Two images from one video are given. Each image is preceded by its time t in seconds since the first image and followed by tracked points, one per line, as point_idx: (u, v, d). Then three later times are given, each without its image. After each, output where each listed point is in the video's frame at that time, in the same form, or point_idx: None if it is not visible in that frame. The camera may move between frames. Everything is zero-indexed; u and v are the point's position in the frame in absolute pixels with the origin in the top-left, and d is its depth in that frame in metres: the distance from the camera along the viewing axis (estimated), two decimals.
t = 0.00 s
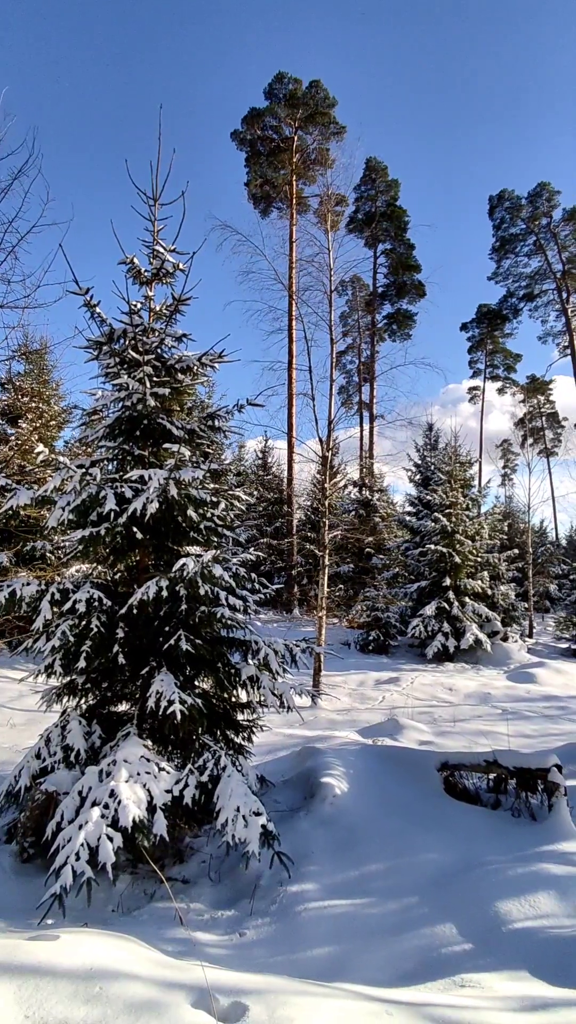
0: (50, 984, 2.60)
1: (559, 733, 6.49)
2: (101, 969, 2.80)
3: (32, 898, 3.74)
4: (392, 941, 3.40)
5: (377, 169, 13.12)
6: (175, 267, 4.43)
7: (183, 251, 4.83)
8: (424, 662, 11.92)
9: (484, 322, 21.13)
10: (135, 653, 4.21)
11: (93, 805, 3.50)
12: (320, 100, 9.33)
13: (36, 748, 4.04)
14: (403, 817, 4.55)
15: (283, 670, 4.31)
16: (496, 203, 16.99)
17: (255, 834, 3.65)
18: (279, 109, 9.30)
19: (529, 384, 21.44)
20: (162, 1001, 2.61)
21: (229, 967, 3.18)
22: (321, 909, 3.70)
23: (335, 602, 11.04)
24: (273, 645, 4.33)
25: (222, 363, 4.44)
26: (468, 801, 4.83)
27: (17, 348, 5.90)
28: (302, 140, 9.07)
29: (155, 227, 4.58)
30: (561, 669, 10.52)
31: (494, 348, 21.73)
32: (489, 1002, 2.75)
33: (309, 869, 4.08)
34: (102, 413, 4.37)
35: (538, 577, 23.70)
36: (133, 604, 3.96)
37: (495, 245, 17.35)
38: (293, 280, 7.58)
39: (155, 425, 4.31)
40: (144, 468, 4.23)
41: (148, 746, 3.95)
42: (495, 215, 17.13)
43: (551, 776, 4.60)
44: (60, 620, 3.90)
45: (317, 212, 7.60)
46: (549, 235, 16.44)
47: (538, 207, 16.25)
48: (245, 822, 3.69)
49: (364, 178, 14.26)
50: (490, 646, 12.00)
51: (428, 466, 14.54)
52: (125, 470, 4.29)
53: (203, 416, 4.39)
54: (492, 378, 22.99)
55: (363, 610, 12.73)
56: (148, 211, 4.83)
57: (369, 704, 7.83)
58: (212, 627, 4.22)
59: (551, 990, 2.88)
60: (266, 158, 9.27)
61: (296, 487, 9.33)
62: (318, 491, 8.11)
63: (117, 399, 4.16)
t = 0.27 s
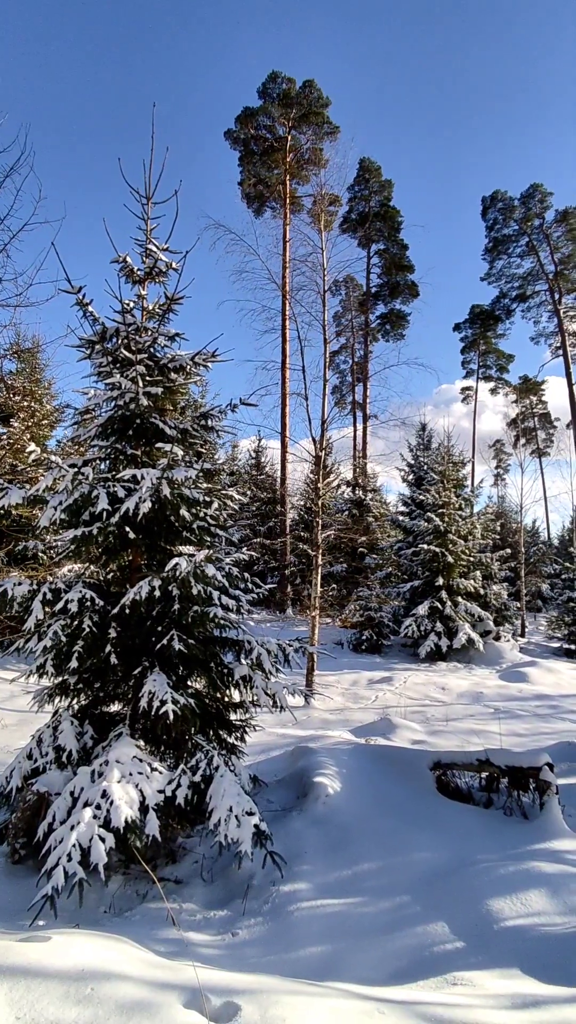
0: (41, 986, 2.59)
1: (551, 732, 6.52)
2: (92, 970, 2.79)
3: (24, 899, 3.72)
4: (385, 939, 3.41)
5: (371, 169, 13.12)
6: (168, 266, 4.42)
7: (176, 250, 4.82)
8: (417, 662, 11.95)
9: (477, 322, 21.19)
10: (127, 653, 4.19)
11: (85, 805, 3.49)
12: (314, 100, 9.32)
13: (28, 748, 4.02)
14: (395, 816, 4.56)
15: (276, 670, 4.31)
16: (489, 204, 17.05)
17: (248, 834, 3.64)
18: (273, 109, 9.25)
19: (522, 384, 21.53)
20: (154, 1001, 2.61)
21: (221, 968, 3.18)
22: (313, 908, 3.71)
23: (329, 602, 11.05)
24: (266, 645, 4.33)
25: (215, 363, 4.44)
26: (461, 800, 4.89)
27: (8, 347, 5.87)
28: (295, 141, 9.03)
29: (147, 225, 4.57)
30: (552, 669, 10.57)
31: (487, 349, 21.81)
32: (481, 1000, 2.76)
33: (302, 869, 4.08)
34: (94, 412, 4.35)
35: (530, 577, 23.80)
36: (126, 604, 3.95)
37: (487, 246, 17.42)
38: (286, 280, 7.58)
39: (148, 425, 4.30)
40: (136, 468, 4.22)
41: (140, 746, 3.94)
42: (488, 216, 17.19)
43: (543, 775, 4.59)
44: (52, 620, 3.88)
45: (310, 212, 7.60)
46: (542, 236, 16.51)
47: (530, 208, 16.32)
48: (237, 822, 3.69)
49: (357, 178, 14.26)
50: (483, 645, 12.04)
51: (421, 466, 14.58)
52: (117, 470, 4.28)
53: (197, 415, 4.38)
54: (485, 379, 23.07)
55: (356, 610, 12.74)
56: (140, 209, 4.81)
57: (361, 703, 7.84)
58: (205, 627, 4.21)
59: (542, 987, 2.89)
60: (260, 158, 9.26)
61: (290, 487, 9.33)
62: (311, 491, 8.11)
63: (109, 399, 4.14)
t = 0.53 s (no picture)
0: (32, 987, 2.58)
1: (542, 730, 6.56)
2: (84, 972, 2.78)
3: (15, 901, 3.71)
4: (377, 938, 3.41)
5: (364, 169, 13.11)
6: (161, 265, 4.41)
7: (169, 250, 4.80)
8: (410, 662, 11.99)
9: (469, 322, 21.26)
10: (119, 653, 4.18)
11: (77, 806, 3.48)
12: (307, 100, 9.32)
13: (19, 748, 4.00)
14: (388, 815, 4.57)
15: (268, 670, 4.31)
16: (482, 205, 17.12)
17: (240, 834, 3.64)
18: (266, 108, 9.23)
19: (514, 385, 21.63)
20: (145, 1002, 2.60)
21: (213, 968, 3.17)
22: (306, 907, 3.71)
23: (322, 602, 11.05)
24: (259, 645, 4.33)
25: (209, 363, 4.43)
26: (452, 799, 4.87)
27: None
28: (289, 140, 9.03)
29: (140, 224, 4.56)
30: (544, 668, 10.63)
31: (479, 349, 21.89)
32: (473, 998, 2.77)
33: (294, 868, 4.08)
34: (86, 412, 4.34)
35: (522, 577, 23.91)
36: (118, 604, 3.93)
37: (480, 247, 17.48)
38: (279, 280, 7.57)
39: (141, 424, 4.29)
40: (128, 467, 4.21)
41: (132, 746, 3.93)
42: (481, 217, 17.25)
43: (534, 773, 4.63)
44: (44, 620, 3.86)
45: (304, 212, 7.60)
46: (534, 238, 16.59)
47: (523, 210, 16.39)
48: (230, 822, 3.68)
49: (351, 178, 14.26)
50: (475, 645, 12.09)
51: (414, 466, 14.61)
52: (109, 470, 4.26)
53: (190, 415, 4.37)
54: (478, 379, 23.16)
55: (349, 610, 12.75)
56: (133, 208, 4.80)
57: (354, 703, 7.86)
58: (198, 627, 4.21)
59: (533, 986, 2.90)
60: (253, 157, 9.24)
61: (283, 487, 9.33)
62: (304, 491, 8.11)
63: (101, 398, 4.13)
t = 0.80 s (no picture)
0: (23, 989, 2.57)
1: (534, 729, 6.60)
2: (75, 973, 2.77)
3: (6, 902, 3.69)
4: (369, 937, 3.42)
5: (358, 170, 13.11)
6: (154, 263, 4.39)
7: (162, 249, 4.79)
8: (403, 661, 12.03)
9: (462, 323, 21.34)
10: (112, 653, 4.16)
11: (69, 806, 3.47)
12: (301, 99, 9.32)
13: (10, 749, 3.98)
14: (379, 814, 4.58)
15: (261, 670, 4.30)
16: (475, 207, 17.18)
17: (233, 834, 3.64)
18: (259, 108, 9.20)
19: (507, 385, 21.73)
20: (137, 1002, 2.60)
21: (205, 967, 3.17)
22: (298, 907, 3.71)
23: (315, 602, 11.06)
24: (252, 645, 4.32)
25: (202, 361, 4.42)
26: (445, 798, 4.92)
27: None
28: (282, 140, 9.04)
29: (133, 222, 4.54)
30: (535, 667, 10.70)
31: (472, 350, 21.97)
32: (464, 996, 2.78)
33: (287, 868, 4.08)
34: (79, 411, 4.32)
35: (514, 577, 24.02)
36: (110, 604, 3.92)
37: (473, 248, 17.55)
38: (272, 280, 7.57)
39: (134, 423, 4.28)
40: (121, 467, 4.20)
41: (124, 746, 3.92)
42: (474, 218, 17.32)
43: (525, 772, 4.63)
44: (36, 620, 3.85)
45: (297, 212, 7.60)
46: (527, 239, 16.67)
47: (516, 211, 16.46)
48: (222, 822, 3.68)
49: (345, 178, 14.26)
50: (467, 644, 12.13)
51: (407, 466, 14.64)
52: (102, 469, 4.25)
53: (183, 414, 4.36)
54: (470, 380, 23.25)
55: (342, 609, 12.75)
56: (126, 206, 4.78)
57: (347, 703, 7.87)
58: (191, 627, 4.20)
59: (524, 983, 2.92)
60: (247, 156, 9.23)
61: (276, 487, 9.33)
62: (298, 491, 8.11)
63: (94, 397, 4.11)
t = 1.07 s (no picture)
0: (13, 991, 2.56)
1: (525, 728, 6.64)
2: (66, 974, 2.76)
3: None
4: (361, 936, 3.43)
5: (352, 170, 13.10)
6: (147, 262, 4.38)
7: (155, 248, 4.78)
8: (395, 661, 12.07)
9: (455, 324, 21.41)
10: (104, 653, 4.14)
11: (60, 807, 3.45)
12: (295, 99, 9.32)
13: (2, 749, 3.96)
14: (372, 813, 4.59)
15: (254, 670, 4.30)
16: (468, 208, 17.24)
17: (225, 834, 3.63)
18: (253, 107, 9.23)
19: (499, 386, 21.82)
20: (129, 1002, 2.60)
21: (196, 967, 3.17)
22: (291, 906, 3.71)
23: (308, 602, 11.07)
24: (245, 645, 4.32)
25: (195, 361, 4.41)
26: (437, 797, 4.93)
27: None
28: (276, 140, 9.02)
29: (126, 221, 4.54)
30: (527, 666, 10.76)
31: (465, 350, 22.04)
32: (455, 994, 2.79)
33: (279, 868, 4.08)
34: (71, 409, 4.30)
35: (506, 577, 24.14)
36: (102, 604, 3.91)
37: (466, 249, 17.61)
38: (265, 280, 7.56)
39: (126, 422, 4.26)
40: (113, 466, 4.19)
41: (116, 747, 3.91)
42: (467, 219, 17.38)
43: (517, 771, 4.65)
44: (27, 621, 3.83)
45: (291, 211, 7.60)
46: (519, 240, 16.75)
47: (508, 212, 16.53)
48: (214, 822, 3.67)
49: (338, 178, 14.27)
50: (460, 644, 12.18)
51: (400, 466, 14.67)
52: (94, 469, 4.24)
53: (176, 413, 4.37)
54: (463, 380, 23.33)
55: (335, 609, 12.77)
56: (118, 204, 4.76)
57: (340, 702, 7.88)
58: (183, 627, 4.19)
59: (514, 981, 2.93)
60: (241, 156, 9.22)
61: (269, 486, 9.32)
62: (291, 491, 8.11)
63: (86, 396, 4.09)
